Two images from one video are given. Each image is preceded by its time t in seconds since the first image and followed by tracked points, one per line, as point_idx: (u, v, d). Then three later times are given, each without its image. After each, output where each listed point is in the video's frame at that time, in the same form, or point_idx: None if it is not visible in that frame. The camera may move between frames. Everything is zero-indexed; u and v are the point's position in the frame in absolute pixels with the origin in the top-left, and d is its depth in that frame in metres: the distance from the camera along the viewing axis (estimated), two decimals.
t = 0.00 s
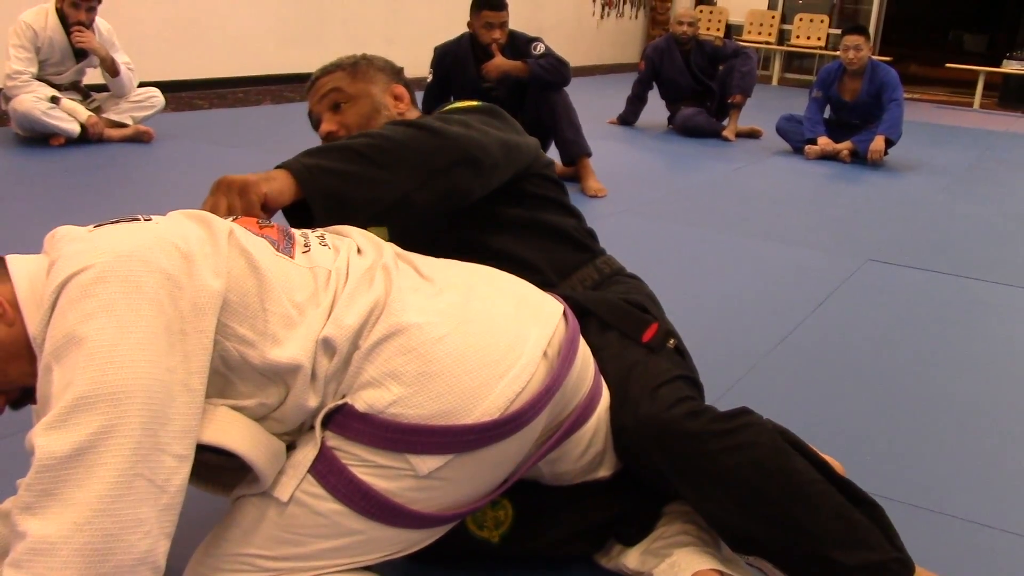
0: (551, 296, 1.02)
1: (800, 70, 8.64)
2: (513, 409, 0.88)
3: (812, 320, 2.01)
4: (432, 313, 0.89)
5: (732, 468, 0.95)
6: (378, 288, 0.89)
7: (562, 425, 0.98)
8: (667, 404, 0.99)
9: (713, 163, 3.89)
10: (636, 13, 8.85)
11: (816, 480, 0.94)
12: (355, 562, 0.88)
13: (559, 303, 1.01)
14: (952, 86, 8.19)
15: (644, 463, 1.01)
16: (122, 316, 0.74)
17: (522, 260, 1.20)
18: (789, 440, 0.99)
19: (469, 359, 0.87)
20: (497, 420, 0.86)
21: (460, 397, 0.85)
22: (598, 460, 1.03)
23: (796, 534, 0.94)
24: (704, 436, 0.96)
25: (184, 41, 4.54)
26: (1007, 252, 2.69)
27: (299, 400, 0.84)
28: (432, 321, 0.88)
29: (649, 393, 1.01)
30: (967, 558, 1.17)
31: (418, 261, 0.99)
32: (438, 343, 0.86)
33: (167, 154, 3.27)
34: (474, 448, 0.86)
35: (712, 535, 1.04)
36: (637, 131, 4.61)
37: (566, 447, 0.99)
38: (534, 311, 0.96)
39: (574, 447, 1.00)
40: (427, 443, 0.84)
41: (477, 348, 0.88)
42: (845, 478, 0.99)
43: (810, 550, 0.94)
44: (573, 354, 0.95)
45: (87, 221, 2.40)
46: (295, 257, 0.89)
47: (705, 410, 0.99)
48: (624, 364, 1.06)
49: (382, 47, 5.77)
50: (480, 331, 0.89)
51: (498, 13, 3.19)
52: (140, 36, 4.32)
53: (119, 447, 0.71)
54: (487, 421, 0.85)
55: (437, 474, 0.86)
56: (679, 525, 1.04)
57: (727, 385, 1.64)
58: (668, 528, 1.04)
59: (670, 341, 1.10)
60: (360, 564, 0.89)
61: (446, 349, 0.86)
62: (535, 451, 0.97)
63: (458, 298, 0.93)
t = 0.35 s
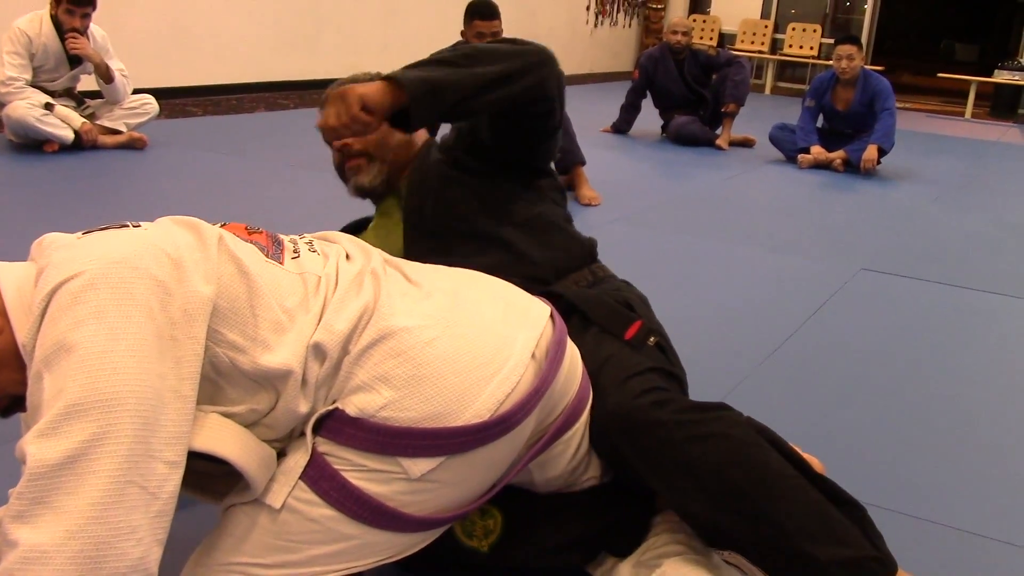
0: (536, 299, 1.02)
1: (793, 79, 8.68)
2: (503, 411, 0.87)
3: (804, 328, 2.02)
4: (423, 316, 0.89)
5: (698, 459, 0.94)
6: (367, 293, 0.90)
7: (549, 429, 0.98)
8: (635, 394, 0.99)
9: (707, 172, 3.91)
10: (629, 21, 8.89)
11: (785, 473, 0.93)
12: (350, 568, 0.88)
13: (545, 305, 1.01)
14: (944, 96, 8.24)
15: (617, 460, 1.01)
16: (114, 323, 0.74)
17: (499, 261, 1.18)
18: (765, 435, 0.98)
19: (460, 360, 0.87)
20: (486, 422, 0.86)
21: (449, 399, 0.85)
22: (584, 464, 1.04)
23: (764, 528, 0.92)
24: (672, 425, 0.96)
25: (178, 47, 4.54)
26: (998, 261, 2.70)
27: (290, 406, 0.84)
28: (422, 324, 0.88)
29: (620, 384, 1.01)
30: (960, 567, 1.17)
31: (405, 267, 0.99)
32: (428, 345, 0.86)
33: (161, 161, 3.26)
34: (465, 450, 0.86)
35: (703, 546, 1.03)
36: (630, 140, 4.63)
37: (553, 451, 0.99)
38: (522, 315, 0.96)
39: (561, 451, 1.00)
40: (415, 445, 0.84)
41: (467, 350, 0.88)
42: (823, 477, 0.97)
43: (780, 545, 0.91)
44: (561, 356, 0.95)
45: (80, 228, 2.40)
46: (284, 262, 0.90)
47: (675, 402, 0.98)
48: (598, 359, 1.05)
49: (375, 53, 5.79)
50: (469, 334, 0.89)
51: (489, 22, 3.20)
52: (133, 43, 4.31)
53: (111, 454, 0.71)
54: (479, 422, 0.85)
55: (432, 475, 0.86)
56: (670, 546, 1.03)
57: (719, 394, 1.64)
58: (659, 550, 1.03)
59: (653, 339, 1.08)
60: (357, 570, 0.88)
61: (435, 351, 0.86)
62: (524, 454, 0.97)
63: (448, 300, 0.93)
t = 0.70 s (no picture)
0: (536, 312, 1.01)
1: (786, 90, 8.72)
2: (513, 422, 0.87)
3: (803, 340, 2.03)
4: (430, 332, 0.89)
5: (705, 435, 0.96)
6: (375, 310, 0.89)
7: (549, 440, 0.96)
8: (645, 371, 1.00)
9: (702, 184, 3.91)
10: (622, 33, 8.92)
11: (776, 447, 0.96)
12: None
13: (544, 318, 1.00)
14: (936, 107, 8.29)
15: (631, 439, 1.01)
16: (122, 349, 0.73)
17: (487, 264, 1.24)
18: (753, 412, 1.00)
19: (470, 375, 0.87)
20: (498, 434, 0.85)
21: (462, 413, 0.85)
22: (592, 458, 1.03)
23: (763, 499, 0.95)
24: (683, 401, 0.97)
25: (171, 58, 4.52)
26: (993, 274, 2.71)
27: (302, 424, 0.83)
28: (431, 340, 0.88)
29: (625, 362, 1.02)
30: None
31: (409, 280, 0.98)
32: (439, 361, 0.86)
33: (155, 174, 3.25)
34: (479, 462, 0.85)
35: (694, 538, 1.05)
36: (625, 152, 4.64)
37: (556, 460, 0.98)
38: (526, 330, 0.95)
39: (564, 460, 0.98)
40: (428, 458, 0.84)
41: (476, 365, 0.88)
42: (801, 449, 1.01)
43: (776, 513, 0.95)
44: (562, 367, 0.94)
45: (75, 242, 2.38)
46: (290, 282, 0.88)
47: (681, 377, 1.00)
48: (589, 341, 1.07)
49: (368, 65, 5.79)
50: (477, 350, 0.89)
51: (484, 36, 3.20)
52: (126, 55, 4.30)
53: (116, 482, 0.70)
54: (491, 434, 0.85)
55: (445, 488, 0.86)
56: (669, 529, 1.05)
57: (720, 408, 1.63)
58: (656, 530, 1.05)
59: (598, 287, 1.16)
60: None
61: (445, 366, 0.86)
62: (528, 463, 0.94)
63: (454, 316, 0.92)
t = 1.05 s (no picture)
0: (525, 326, 1.00)
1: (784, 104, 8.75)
2: (500, 432, 0.86)
3: (799, 354, 2.02)
4: (418, 343, 0.88)
5: (695, 457, 0.94)
6: (362, 322, 0.88)
7: (541, 454, 0.94)
8: (641, 392, 0.98)
9: (699, 198, 3.91)
10: (620, 47, 8.96)
11: (771, 469, 0.94)
12: None
13: (533, 332, 0.99)
14: (932, 121, 8.32)
15: (620, 459, 1.00)
16: (111, 362, 0.72)
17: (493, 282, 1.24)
18: (750, 434, 0.98)
19: (457, 385, 0.85)
20: (484, 444, 0.84)
21: (447, 424, 0.83)
22: (584, 477, 1.01)
23: (754, 523, 0.94)
24: (680, 422, 0.95)
25: (168, 73, 4.53)
26: (990, 288, 2.71)
27: (288, 436, 0.82)
28: (419, 351, 0.87)
29: (621, 384, 1.00)
30: None
31: (398, 294, 0.97)
32: (424, 370, 0.85)
33: (151, 188, 3.24)
34: (466, 471, 0.84)
35: (693, 557, 1.05)
36: (622, 166, 4.64)
37: (549, 475, 0.96)
38: (514, 342, 0.94)
39: (557, 474, 0.97)
40: (414, 469, 0.82)
41: (463, 376, 0.86)
42: (798, 470, 0.99)
43: (768, 538, 0.93)
44: (552, 379, 0.93)
45: (69, 256, 2.37)
46: (278, 294, 0.87)
47: (677, 399, 0.98)
48: (590, 364, 1.06)
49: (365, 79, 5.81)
50: (465, 360, 0.88)
51: (481, 50, 3.20)
52: (124, 68, 4.31)
53: (105, 496, 0.68)
54: (477, 444, 0.84)
55: (432, 500, 0.84)
56: (665, 552, 1.05)
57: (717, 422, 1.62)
58: (652, 554, 1.05)
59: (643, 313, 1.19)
60: None
61: (431, 376, 0.85)
62: (518, 479, 0.92)
63: (443, 328, 0.91)
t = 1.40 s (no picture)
0: (528, 337, 1.00)
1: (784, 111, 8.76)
2: (502, 447, 0.85)
3: (801, 361, 2.01)
4: (421, 355, 0.87)
5: (694, 464, 0.94)
6: (365, 334, 0.87)
7: (543, 466, 0.93)
8: (641, 400, 0.98)
9: (699, 205, 3.91)
10: (620, 54, 8.97)
11: (772, 477, 0.93)
12: None
13: (537, 344, 0.98)
14: (933, 128, 8.33)
15: (620, 467, 1.00)
16: (113, 374, 0.71)
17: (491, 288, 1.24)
18: (752, 441, 0.98)
19: (460, 399, 0.85)
20: (487, 460, 0.83)
21: (451, 439, 0.82)
22: (585, 488, 1.01)
23: (754, 530, 0.93)
24: (678, 429, 0.95)
25: (168, 80, 4.53)
26: (992, 294, 2.70)
27: (289, 449, 0.81)
28: (422, 364, 0.86)
29: (620, 391, 1.00)
30: None
31: (400, 305, 0.96)
32: (428, 383, 0.84)
33: (151, 196, 3.24)
34: (468, 486, 0.83)
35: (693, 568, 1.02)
36: (622, 173, 4.64)
37: (550, 486, 0.96)
38: (516, 354, 0.94)
39: (558, 486, 0.96)
40: (416, 484, 0.81)
41: (467, 389, 0.86)
42: (799, 478, 0.98)
43: (769, 545, 0.92)
44: (555, 392, 0.92)
45: (69, 263, 2.36)
46: (280, 304, 0.86)
47: (676, 406, 0.98)
48: (587, 372, 1.06)
49: (365, 87, 5.81)
50: (468, 373, 0.87)
51: (480, 57, 3.20)
52: (124, 76, 4.30)
53: (107, 510, 0.67)
54: (480, 459, 0.83)
55: (433, 515, 0.83)
56: (666, 560, 1.03)
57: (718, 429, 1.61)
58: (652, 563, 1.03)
59: (640, 317, 1.18)
60: None
61: (435, 390, 0.84)
62: (519, 491, 0.92)
63: (446, 340, 0.91)
